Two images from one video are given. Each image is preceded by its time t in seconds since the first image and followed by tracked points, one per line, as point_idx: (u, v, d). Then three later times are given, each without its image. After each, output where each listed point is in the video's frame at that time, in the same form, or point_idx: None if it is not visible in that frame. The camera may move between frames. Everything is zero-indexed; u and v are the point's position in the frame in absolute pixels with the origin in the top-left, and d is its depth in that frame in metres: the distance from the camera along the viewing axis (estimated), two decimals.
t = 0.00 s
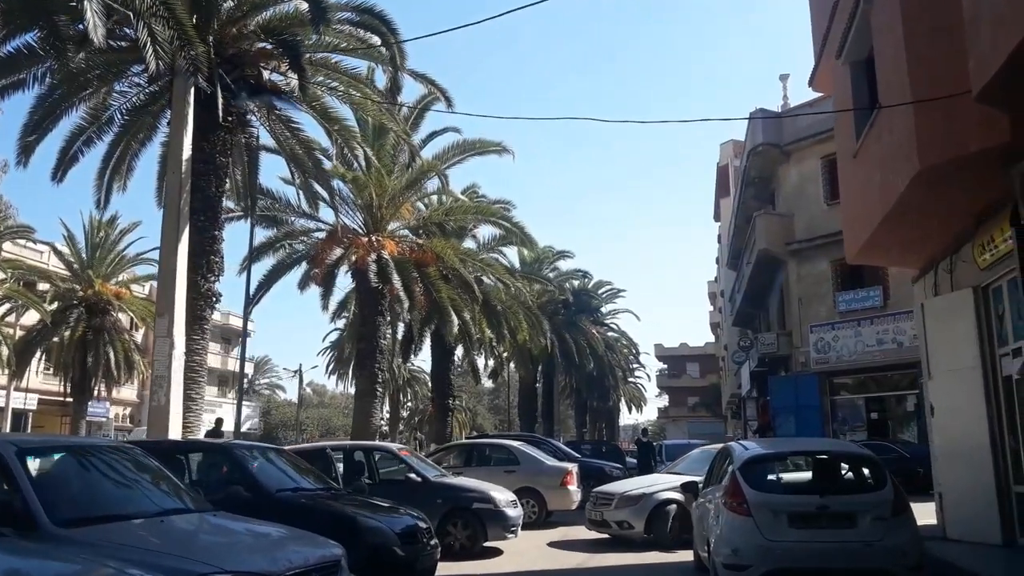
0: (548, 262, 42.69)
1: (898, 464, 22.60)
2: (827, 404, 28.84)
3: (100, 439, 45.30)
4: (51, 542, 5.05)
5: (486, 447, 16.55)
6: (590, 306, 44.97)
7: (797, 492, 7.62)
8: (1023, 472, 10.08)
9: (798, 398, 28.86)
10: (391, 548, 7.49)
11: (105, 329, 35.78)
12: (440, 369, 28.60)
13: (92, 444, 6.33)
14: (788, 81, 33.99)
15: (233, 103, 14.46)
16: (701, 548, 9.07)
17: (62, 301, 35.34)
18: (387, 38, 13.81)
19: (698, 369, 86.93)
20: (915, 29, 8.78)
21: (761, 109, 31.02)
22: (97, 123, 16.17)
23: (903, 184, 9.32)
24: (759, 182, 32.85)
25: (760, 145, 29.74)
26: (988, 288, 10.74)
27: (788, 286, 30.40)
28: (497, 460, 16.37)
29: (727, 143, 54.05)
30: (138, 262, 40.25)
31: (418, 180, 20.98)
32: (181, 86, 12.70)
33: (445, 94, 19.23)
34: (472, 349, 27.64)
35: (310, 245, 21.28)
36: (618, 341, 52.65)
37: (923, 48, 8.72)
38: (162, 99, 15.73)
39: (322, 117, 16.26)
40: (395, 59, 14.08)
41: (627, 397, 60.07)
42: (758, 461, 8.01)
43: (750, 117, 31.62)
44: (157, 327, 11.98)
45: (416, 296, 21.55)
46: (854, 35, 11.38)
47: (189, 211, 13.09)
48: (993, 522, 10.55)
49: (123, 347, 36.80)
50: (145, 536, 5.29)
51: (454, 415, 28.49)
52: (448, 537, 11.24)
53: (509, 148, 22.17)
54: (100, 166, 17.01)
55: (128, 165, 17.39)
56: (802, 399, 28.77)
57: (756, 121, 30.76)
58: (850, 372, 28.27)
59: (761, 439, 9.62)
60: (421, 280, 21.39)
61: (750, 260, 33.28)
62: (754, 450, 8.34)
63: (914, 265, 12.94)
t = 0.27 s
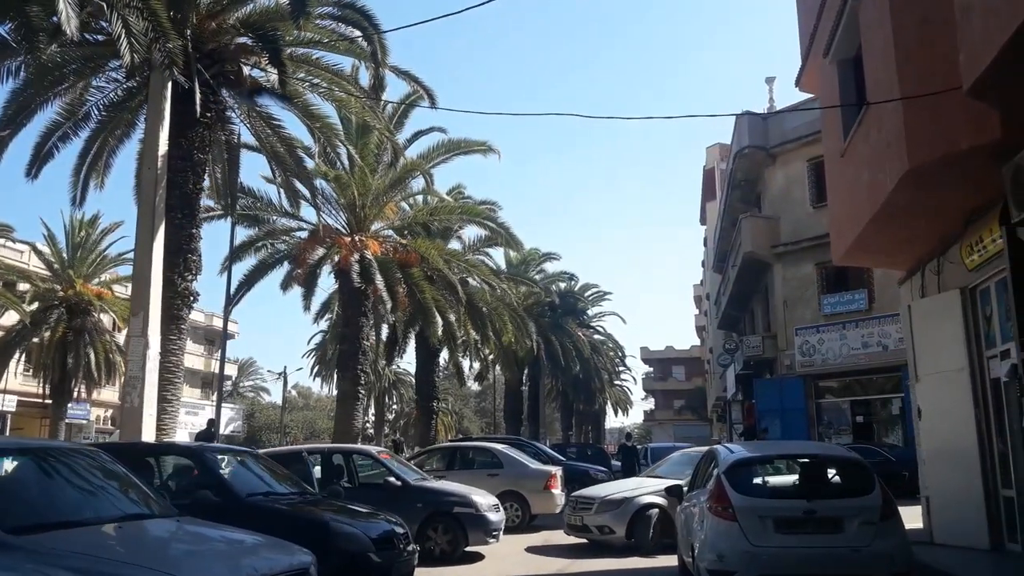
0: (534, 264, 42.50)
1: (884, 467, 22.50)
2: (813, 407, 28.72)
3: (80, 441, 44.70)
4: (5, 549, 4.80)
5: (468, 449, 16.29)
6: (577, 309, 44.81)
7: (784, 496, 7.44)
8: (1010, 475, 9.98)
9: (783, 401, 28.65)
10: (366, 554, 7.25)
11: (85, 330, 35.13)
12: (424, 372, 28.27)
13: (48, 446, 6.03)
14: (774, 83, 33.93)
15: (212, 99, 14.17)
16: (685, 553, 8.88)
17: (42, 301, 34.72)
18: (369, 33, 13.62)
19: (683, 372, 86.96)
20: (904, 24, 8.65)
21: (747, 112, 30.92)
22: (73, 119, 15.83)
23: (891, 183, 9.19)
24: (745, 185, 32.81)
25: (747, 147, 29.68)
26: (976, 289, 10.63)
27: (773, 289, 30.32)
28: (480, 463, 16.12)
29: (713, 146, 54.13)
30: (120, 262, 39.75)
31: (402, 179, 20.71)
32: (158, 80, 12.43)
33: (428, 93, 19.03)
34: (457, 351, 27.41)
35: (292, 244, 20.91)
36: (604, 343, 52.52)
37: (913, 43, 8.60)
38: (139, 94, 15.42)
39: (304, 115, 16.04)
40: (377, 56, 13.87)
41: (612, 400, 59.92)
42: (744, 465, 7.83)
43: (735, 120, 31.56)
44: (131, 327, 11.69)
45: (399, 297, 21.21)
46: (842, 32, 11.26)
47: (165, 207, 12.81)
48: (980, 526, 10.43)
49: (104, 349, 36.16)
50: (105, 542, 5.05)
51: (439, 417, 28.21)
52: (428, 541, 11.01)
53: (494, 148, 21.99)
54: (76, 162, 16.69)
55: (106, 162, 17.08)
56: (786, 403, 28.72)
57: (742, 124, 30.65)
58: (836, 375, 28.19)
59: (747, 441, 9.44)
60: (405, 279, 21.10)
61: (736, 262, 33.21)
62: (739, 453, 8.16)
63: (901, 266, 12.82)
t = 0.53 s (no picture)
0: (519, 263, 42.32)
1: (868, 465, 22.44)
2: (796, 406, 28.64)
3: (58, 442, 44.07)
4: None
5: (451, 449, 16.08)
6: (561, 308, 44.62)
7: (768, 497, 7.27)
8: (996, 474, 9.88)
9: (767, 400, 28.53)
10: (339, 558, 7.03)
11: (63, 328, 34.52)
12: (407, 372, 27.88)
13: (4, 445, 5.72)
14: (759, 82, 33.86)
15: (188, 92, 13.86)
16: (668, 555, 8.70)
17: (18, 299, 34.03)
18: (347, 24, 13.40)
19: (667, 372, 87.11)
20: (890, 15, 8.54)
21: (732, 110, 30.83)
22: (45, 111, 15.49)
23: (877, 178, 9.07)
24: (730, 183, 32.75)
25: (732, 145, 29.60)
26: (962, 286, 10.54)
27: (758, 288, 30.25)
28: (462, 463, 15.92)
29: (698, 146, 54.17)
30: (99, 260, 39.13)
31: (384, 174, 20.37)
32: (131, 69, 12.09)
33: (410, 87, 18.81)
34: (440, 351, 27.15)
35: (272, 241, 20.46)
36: (588, 343, 52.38)
37: (898, 36, 8.48)
38: (114, 87, 15.09)
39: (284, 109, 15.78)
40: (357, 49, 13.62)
41: (597, 399, 59.82)
42: (726, 463, 7.66)
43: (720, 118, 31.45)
44: (102, 323, 11.40)
45: (380, 295, 20.90)
46: (826, 26, 11.16)
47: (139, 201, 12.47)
48: (966, 526, 10.32)
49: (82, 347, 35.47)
50: (63, 546, 4.79)
51: (422, 417, 27.93)
52: (407, 543, 10.77)
53: (479, 145, 21.76)
54: (50, 156, 16.35)
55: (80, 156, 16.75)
56: (770, 402, 28.61)
57: (727, 122, 30.56)
58: (820, 375, 28.13)
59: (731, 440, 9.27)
60: (387, 277, 20.80)
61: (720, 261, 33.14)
62: (722, 452, 7.99)
63: (886, 263, 12.74)
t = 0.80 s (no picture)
0: (504, 261, 42.16)
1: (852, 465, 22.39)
2: (780, 406, 28.58)
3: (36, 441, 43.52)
4: None
5: (432, 449, 15.87)
6: (546, 308, 44.47)
7: (752, 498, 7.11)
8: (982, 474, 9.78)
9: (751, 400, 28.48)
10: (311, 560, 6.82)
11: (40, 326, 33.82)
12: (390, 371, 27.61)
13: None
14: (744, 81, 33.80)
15: (165, 84, 13.56)
16: (649, 556, 8.53)
17: None
18: (327, 15, 13.18)
19: (652, 371, 87.21)
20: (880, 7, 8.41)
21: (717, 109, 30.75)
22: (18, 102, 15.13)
23: (864, 173, 8.94)
24: (715, 183, 32.68)
25: (717, 145, 29.54)
26: (948, 284, 10.44)
27: (742, 288, 30.19)
28: (443, 463, 15.71)
29: (684, 145, 54.18)
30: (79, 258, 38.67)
31: (366, 170, 20.08)
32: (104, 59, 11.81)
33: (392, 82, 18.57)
34: (424, 349, 26.91)
35: (252, 237, 20.17)
36: (573, 343, 52.24)
37: (888, 28, 8.35)
38: (88, 77, 14.77)
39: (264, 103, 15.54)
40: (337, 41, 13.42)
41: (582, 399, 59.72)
42: (709, 463, 7.50)
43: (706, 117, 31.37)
44: (74, 319, 11.12)
45: (362, 292, 20.64)
46: (814, 20, 11.03)
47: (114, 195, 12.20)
48: (951, 526, 10.22)
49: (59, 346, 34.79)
50: (15, 550, 4.55)
51: (405, 416, 27.68)
52: (385, 545, 10.55)
53: (463, 142, 21.53)
54: (23, 149, 16.02)
55: (55, 149, 16.42)
56: (755, 403, 28.44)
57: (711, 122, 30.46)
58: (803, 374, 28.07)
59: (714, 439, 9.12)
60: (369, 275, 20.52)
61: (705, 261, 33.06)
62: (705, 451, 7.82)
63: (871, 261, 12.64)
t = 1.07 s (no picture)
0: (489, 260, 41.98)
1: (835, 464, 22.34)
2: (764, 404, 28.51)
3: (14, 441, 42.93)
4: None
5: (412, 448, 15.68)
6: (530, 306, 44.30)
7: (734, 497, 6.96)
8: (966, 473, 9.68)
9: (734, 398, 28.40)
10: (282, 563, 6.62)
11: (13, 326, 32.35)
12: (372, 370, 27.35)
13: None
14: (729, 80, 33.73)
15: (140, 75, 13.25)
16: (631, 557, 8.38)
17: None
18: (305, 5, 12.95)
19: (637, 370, 87.27)
20: None
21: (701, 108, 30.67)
22: None
23: (850, 168, 8.81)
24: (700, 182, 32.61)
25: (702, 143, 29.46)
26: (933, 281, 10.33)
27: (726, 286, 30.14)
28: (424, 462, 15.52)
29: (669, 144, 54.18)
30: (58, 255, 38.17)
31: (347, 166, 19.78)
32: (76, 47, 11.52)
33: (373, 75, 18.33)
34: (407, 348, 26.68)
35: (231, 233, 19.87)
36: (558, 342, 52.11)
37: (874, 20, 8.23)
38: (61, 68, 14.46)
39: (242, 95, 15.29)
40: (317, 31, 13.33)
41: (567, 398, 59.61)
42: (691, 462, 7.35)
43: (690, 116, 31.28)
44: (44, 316, 10.85)
45: (343, 290, 20.37)
46: (799, 14, 10.92)
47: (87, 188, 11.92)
48: (935, 525, 10.12)
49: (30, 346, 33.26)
50: None
51: (387, 414, 27.43)
52: (362, 547, 10.35)
53: (446, 138, 21.30)
54: None
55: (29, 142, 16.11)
56: (738, 402, 28.48)
57: (696, 120, 30.39)
58: (787, 373, 28.03)
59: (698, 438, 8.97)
60: (350, 272, 20.25)
61: (689, 259, 32.98)
62: (687, 450, 7.67)
63: (855, 259, 12.55)
